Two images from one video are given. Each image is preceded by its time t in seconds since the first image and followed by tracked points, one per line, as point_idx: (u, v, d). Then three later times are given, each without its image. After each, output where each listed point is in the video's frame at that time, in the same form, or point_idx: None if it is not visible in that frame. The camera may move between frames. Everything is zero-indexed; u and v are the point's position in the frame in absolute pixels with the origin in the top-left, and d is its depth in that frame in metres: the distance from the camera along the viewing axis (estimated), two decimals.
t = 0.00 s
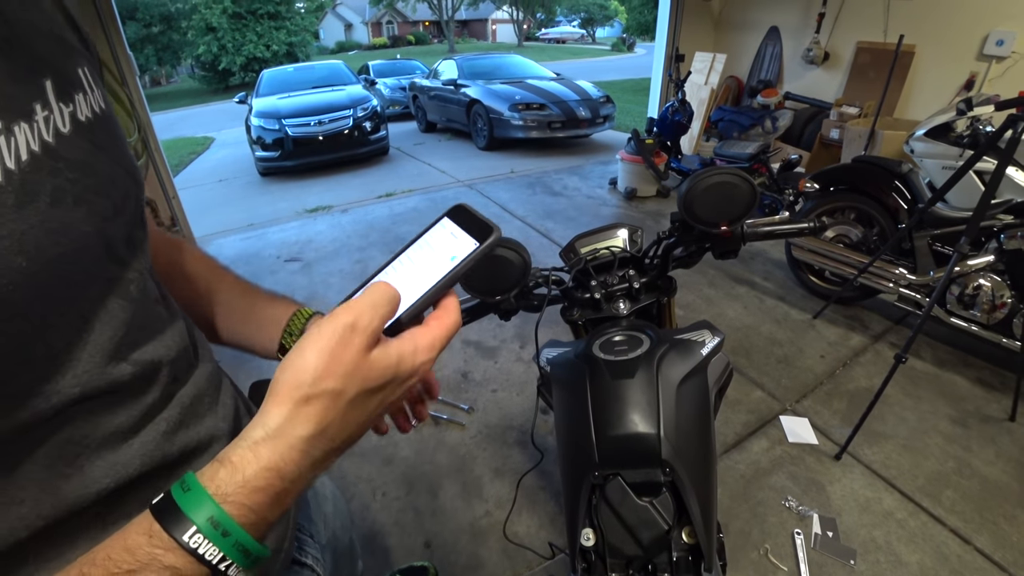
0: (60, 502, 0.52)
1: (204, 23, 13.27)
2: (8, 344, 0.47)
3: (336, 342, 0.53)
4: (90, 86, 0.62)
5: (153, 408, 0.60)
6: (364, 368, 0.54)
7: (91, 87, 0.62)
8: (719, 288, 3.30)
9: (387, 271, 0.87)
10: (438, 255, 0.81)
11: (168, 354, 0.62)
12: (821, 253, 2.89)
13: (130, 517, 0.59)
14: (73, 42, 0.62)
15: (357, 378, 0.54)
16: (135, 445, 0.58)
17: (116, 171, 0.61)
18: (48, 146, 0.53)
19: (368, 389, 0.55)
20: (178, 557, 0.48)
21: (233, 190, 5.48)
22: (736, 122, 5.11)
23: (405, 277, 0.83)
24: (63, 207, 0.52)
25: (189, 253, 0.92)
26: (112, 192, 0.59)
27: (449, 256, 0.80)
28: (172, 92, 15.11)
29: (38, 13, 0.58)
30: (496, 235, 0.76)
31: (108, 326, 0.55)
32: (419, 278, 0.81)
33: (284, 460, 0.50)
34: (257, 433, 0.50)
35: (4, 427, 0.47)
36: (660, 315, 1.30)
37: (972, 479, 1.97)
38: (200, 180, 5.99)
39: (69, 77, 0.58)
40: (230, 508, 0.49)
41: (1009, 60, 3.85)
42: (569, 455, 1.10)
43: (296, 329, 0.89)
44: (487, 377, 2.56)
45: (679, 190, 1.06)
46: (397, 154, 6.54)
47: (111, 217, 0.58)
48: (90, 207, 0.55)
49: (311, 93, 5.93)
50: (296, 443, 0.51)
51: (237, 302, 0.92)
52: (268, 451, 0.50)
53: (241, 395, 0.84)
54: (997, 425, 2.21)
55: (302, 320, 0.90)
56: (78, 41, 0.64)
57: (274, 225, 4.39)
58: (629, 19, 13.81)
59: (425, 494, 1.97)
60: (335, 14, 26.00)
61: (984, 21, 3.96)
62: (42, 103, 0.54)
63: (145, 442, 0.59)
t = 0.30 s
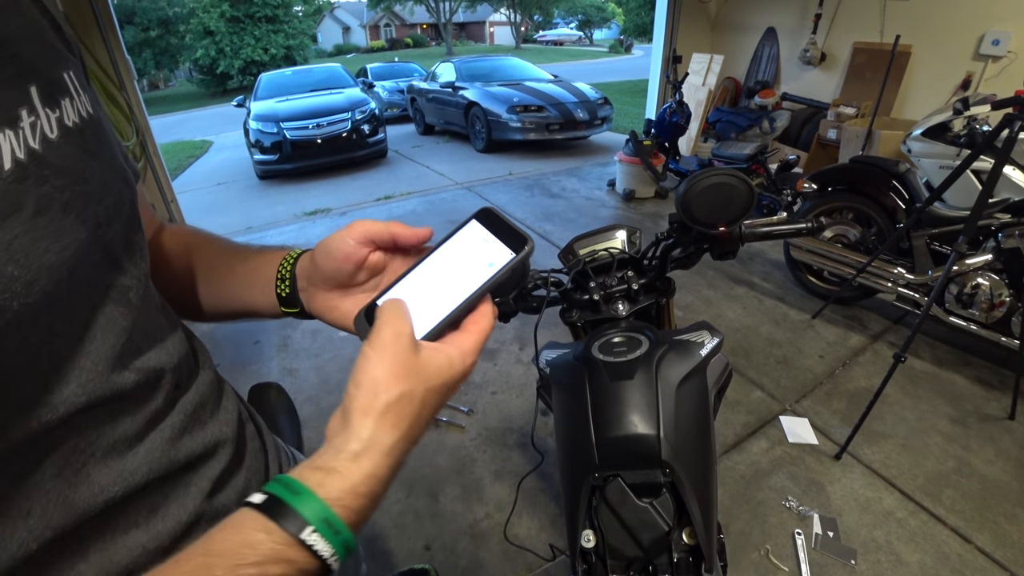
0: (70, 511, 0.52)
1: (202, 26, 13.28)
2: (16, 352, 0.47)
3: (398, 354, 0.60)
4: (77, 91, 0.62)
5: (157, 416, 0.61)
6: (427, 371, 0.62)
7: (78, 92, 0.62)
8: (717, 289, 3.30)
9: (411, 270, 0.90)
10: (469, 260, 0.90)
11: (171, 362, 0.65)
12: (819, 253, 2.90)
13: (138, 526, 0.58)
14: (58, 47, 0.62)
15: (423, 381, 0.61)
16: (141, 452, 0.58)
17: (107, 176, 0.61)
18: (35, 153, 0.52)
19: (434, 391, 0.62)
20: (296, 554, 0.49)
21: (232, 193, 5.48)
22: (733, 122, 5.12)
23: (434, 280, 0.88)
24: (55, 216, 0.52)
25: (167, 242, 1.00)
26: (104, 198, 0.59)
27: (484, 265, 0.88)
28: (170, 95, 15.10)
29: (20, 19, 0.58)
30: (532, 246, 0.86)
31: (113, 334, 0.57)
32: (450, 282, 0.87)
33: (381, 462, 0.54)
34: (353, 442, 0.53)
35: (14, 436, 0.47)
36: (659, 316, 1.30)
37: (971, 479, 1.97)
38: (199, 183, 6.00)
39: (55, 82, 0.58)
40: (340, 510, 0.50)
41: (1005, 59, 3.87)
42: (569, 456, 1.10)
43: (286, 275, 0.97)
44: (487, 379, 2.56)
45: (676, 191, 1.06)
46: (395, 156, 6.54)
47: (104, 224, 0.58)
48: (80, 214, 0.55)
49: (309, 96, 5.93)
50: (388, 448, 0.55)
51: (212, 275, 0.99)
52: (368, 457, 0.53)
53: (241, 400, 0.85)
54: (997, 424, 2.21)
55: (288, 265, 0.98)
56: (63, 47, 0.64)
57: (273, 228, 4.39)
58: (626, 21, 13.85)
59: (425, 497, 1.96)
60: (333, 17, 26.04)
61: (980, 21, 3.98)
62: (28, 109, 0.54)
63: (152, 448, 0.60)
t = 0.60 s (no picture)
0: (76, 515, 0.51)
1: (201, 28, 13.27)
2: (17, 356, 0.47)
3: (446, 381, 0.68)
4: (66, 90, 0.62)
5: (162, 417, 0.62)
6: (468, 395, 0.70)
7: (67, 92, 0.62)
8: (717, 289, 3.30)
9: (426, 284, 0.93)
10: (482, 279, 0.95)
11: (171, 362, 0.65)
12: (819, 253, 2.90)
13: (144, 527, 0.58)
14: (45, 47, 0.62)
15: (466, 403, 0.70)
16: (145, 453, 0.59)
17: (101, 177, 0.61)
18: (27, 154, 0.53)
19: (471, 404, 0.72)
20: (365, 546, 0.56)
21: (231, 195, 5.48)
22: (732, 123, 5.12)
23: (449, 294, 0.93)
24: (47, 219, 0.52)
25: (163, 247, 0.99)
26: (97, 199, 0.59)
27: (497, 285, 0.94)
28: (169, 96, 15.10)
29: (8, 20, 0.58)
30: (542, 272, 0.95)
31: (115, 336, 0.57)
32: (465, 301, 0.92)
33: (437, 471, 0.63)
34: (416, 457, 0.62)
35: (18, 442, 0.47)
36: (658, 316, 1.31)
37: (971, 478, 1.97)
38: (198, 185, 6.00)
39: (45, 83, 0.59)
40: (403, 509, 0.59)
41: (1004, 59, 3.87)
42: (569, 456, 1.10)
43: (296, 278, 1.00)
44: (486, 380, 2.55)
45: (675, 192, 1.06)
46: (395, 158, 6.55)
47: (99, 225, 0.58)
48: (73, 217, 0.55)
49: (308, 98, 5.93)
50: (440, 457, 0.63)
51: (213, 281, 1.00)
52: (428, 469, 0.62)
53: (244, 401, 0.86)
54: (997, 423, 2.21)
55: (298, 267, 1.01)
56: (52, 49, 0.64)
57: (272, 230, 4.39)
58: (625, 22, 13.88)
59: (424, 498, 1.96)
60: (332, 18, 26.06)
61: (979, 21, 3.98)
62: (19, 109, 0.54)
63: (157, 449, 0.60)
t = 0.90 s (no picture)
0: (67, 514, 0.51)
1: (200, 28, 13.25)
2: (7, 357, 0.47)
3: (482, 393, 0.71)
4: (56, 89, 0.61)
5: (153, 416, 0.62)
6: (493, 411, 0.74)
7: (57, 90, 0.62)
8: (716, 288, 3.30)
9: (427, 294, 0.95)
10: (485, 290, 0.95)
11: (164, 362, 0.65)
12: (818, 252, 2.90)
13: (135, 526, 0.58)
14: (35, 46, 0.61)
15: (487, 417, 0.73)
16: (136, 453, 0.58)
17: (92, 177, 0.61)
18: (16, 153, 0.52)
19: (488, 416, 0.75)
20: (387, 531, 0.58)
21: (230, 195, 5.47)
22: (732, 122, 5.12)
23: (450, 306, 0.93)
24: (33, 219, 0.52)
25: (157, 248, 0.99)
26: (87, 198, 0.58)
27: (500, 295, 0.94)
28: (167, 97, 15.10)
29: None
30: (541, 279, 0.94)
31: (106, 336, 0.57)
32: (467, 312, 0.92)
33: (451, 472, 0.65)
34: (435, 455, 0.64)
35: (12, 443, 0.47)
36: (658, 316, 1.30)
37: (970, 477, 1.98)
38: (196, 185, 5.99)
39: (34, 83, 0.58)
40: (421, 500, 0.61)
41: (1003, 59, 3.88)
42: (567, 456, 1.10)
43: (297, 282, 1.00)
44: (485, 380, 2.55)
45: (674, 190, 1.06)
46: (394, 157, 6.54)
47: (90, 225, 0.58)
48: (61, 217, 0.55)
49: (307, 98, 5.92)
50: (455, 460, 0.66)
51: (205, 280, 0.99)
52: (444, 468, 0.65)
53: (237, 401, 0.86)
54: (996, 422, 2.21)
55: (298, 271, 1.00)
56: (42, 48, 0.63)
57: (271, 229, 4.39)
58: (624, 22, 13.90)
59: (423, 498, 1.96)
60: (331, 18, 26.06)
61: (977, 20, 3.98)
62: (7, 108, 0.53)
63: (147, 449, 0.60)
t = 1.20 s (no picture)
0: (45, 518, 0.51)
1: (198, 27, 13.21)
2: None
3: (474, 379, 0.72)
4: (38, 88, 0.60)
5: (135, 420, 0.61)
6: (487, 400, 0.74)
7: (40, 90, 0.61)
8: (715, 287, 3.30)
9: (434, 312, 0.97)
10: (484, 300, 0.95)
11: (149, 364, 0.64)
12: (818, 250, 2.90)
13: (116, 530, 0.57)
14: (18, 46, 0.61)
15: (481, 405, 0.74)
16: (117, 457, 0.58)
17: (76, 177, 0.60)
18: None
19: (483, 409, 0.75)
20: (376, 518, 0.57)
21: (229, 194, 5.46)
22: (731, 120, 5.12)
23: (454, 317, 0.96)
24: (9, 222, 0.51)
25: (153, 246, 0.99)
26: (68, 199, 0.57)
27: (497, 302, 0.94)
28: (166, 96, 15.07)
29: None
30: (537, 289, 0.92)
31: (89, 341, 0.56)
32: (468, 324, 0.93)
33: (444, 455, 0.66)
34: (425, 439, 0.65)
35: None
36: (657, 315, 1.29)
37: (969, 474, 1.98)
38: (195, 185, 5.98)
39: (15, 82, 0.57)
40: (411, 486, 0.60)
41: (1001, 56, 3.88)
42: (566, 455, 1.10)
43: (303, 282, 1.00)
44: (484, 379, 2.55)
45: (673, 188, 1.05)
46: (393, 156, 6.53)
47: (72, 227, 0.57)
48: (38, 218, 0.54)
49: (306, 97, 5.91)
50: (447, 447, 0.66)
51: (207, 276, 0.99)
52: (435, 452, 0.65)
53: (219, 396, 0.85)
54: (995, 420, 2.21)
55: (304, 272, 1.01)
56: (26, 47, 0.63)
57: (270, 229, 4.38)
58: (624, 20, 13.90)
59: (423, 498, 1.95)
60: (329, 17, 26.02)
61: (976, 18, 3.98)
62: None
63: (128, 454, 0.59)
